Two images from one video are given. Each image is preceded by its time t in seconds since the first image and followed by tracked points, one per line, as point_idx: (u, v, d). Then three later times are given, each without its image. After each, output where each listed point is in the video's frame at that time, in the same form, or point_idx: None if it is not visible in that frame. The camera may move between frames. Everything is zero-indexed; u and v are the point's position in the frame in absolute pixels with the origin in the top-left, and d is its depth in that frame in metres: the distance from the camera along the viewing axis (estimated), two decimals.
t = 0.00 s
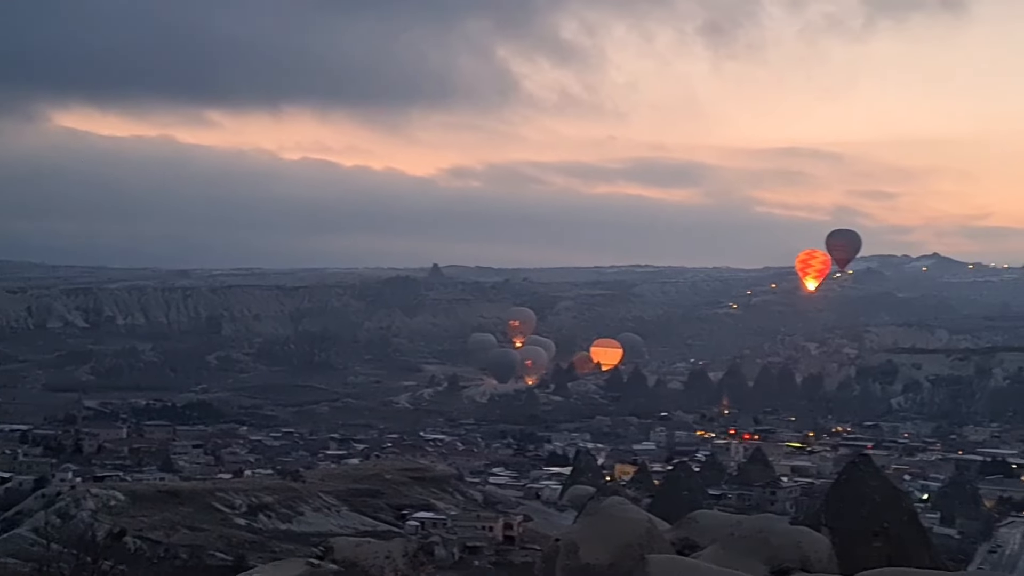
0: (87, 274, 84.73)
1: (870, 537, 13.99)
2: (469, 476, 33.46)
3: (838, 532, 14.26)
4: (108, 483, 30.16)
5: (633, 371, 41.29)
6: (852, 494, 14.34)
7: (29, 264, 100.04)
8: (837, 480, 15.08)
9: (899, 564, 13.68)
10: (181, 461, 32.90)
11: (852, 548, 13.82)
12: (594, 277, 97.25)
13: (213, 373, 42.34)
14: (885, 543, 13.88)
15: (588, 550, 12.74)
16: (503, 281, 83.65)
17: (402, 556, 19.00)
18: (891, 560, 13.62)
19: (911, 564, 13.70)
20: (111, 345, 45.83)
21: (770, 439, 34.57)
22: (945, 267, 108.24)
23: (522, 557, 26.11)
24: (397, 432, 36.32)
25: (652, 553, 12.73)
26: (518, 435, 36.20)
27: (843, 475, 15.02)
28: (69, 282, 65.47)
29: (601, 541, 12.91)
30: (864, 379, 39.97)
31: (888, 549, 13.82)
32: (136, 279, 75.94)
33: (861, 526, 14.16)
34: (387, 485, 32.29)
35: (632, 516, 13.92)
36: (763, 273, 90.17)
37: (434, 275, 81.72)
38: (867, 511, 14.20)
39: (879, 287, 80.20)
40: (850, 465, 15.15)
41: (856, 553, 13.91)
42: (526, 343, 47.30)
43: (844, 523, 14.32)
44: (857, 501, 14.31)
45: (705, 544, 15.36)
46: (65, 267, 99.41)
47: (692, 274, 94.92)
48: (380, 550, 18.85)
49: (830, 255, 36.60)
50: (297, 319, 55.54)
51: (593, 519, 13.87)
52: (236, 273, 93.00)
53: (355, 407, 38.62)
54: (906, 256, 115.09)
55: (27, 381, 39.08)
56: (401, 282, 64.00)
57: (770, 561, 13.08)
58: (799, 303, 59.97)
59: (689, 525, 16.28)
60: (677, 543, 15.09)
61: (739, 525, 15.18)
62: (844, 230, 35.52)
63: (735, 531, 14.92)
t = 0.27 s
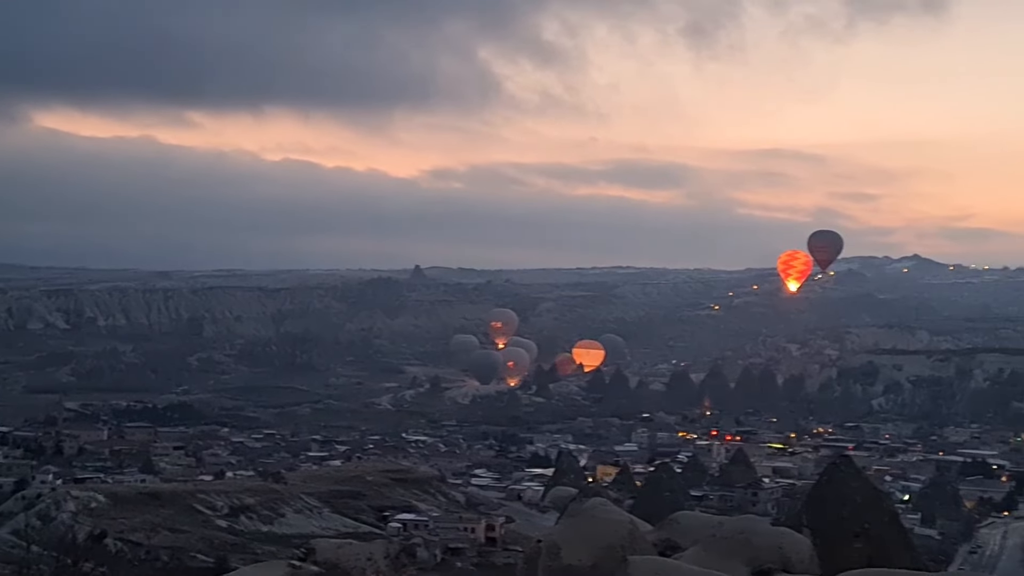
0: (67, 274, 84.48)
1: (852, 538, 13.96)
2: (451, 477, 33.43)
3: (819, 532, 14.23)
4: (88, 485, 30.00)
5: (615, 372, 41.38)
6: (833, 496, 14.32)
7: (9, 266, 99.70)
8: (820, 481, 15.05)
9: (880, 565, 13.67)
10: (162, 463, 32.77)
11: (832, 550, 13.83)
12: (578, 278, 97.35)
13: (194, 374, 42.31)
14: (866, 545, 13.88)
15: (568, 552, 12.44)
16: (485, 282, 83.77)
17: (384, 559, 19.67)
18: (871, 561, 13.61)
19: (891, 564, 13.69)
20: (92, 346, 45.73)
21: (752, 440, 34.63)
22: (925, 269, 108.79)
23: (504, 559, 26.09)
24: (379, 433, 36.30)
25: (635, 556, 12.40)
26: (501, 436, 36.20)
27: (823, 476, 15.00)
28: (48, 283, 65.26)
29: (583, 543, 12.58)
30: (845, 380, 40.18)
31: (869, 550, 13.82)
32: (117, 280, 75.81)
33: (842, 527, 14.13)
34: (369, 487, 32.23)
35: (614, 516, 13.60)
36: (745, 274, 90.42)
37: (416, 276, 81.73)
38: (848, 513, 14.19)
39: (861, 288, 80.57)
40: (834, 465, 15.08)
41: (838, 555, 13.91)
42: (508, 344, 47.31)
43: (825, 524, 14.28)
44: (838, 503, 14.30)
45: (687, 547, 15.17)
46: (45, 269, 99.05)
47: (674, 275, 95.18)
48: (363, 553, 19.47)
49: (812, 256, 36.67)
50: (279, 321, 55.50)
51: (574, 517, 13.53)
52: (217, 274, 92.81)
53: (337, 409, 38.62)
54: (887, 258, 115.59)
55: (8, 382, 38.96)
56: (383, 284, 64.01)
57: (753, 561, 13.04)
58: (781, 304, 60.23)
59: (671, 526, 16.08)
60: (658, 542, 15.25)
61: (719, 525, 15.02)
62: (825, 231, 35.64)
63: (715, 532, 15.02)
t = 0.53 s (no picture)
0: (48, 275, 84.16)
1: (833, 540, 13.83)
2: (434, 478, 33.39)
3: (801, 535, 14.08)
4: (70, 487, 29.89)
5: (597, 373, 41.49)
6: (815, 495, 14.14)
7: None
8: (802, 479, 14.85)
9: (862, 566, 13.53)
10: (144, 464, 32.66)
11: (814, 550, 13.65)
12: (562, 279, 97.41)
13: (176, 376, 42.30)
14: (848, 544, 13.71)
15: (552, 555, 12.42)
16: (468, 282, 83.82)
17: (366, 559, 19.90)
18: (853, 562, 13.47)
19: (874, 564, 13.54)
20: (73, 348, 45.62)
21: (735, 440, 34.67)
22: (908, 269, 109.30)
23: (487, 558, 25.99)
24: (361, 434, 36.27)
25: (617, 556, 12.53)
26: (483, 437, 36.17)
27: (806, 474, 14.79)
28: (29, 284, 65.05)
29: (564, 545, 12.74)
30: (827, 381, 40.44)
31: (851, 550, 13.67)
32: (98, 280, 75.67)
33: (825, 527, 13.98)
34: (351, 488, 32.19)
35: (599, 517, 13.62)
36: (729, 275, 90.69)
37: (399, 278, 81.74)
38: (830, 513, 14.01)
39: (843, 289, 80.93)
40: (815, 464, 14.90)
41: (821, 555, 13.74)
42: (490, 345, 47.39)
43: (807, 524, 14.14)
44: (821, 502, 14.10)
45: (669, 547, 15.42)
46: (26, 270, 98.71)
47: (657, 276, 95.40)
48: (344, 554, 19.57)
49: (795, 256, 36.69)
50: (261, 322, 55.46)
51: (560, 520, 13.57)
52: (199, 275, 92.66)
53: (319, 410, 38.64)
54: (870, 259, 116.09)
55: None
56: (366, 285, 64.06)
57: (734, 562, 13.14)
58: (763, 306, 60.51)
59: (655, 527, 16.24)
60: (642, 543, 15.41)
61: (703, 526, 15.02)
62: (807, 231, 35.72)
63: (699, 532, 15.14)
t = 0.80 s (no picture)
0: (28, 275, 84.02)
1: (816, 540, 13.85)
2: (417, 480, 33.32)
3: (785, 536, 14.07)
4: (51, 489, 29.76)
5: (580, 374, 41.66)
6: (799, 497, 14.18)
7: None
8: (786, 481, 14.88)
9: (846, 566, 13.56)
10: (127, 466, 32.53)
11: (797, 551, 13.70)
12: (546, 279, 97.61)
13: (159, 377, 42.30)
14: (831, 545, 13.76)
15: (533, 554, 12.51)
16: (452, 284, 83.97)
17: (350, 560, 19.95)
18: (836, 563, 13.51)
19: (856, 564, 13.58)
20: (55, 349, 45.54)
21: (718, 441, 34.72)
22: (890, 270, 109.86)
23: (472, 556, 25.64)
24: (344, 436, 36.23)
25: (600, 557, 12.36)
26: (467, 438, 36.14)
27: (789, 478, 14.84)
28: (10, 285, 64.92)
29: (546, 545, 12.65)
30: (811, 381, 41.01)
31: (834, 551, 13.68)
32: (80, 281, 75.58)
33: (808, 528, 13.99)
34: (334, 490, 32.00)
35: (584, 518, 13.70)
36: (713, 276, 91.07)
37: (382, 279, 81.83)
38: (813, 514, 14.05)
39: (826, 290, 81.34)
40: (799, 465, 14.98)
41: (805, 556, 13.78)
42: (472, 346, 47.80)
43: (790, 526, 14.17)
44: (804, 503, 14.14)
45: (652, 548, 15.12)
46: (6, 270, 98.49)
47: (640, 277, 95.71)
48: (328, 555, 19.65)
49: (778, 256, 36.72)
50: (244, 323, 55.48)
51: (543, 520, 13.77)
52: (182, 275, 92.62)
53: (301, 411, 38.66)
54: (853, 260, 116.71)
55: None
56: (349, 286, 64.19)
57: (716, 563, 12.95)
58: (746, 307, 60.79)
59: (637, 528, 15.88)
60: (624, 543, 15.28)
61: (684, 528, 15.01)
62: (790, 231, 35.77)
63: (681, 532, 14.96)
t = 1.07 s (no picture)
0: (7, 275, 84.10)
1: (796, 541, 13.83)
2: (400, 481, 32.33)
3: (767, 537, 14.07)
4: (32, 490, 29.55)
5: (562, 376, 42.02)
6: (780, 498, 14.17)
7: None
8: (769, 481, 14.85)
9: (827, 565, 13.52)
10: (108, 467, 32.29)
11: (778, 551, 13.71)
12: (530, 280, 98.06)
13: (141, 378, 42.38)
14: (811, 545, 13.74)
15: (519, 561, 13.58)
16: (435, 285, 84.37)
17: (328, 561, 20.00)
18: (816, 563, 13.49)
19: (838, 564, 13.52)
20: (36, 349, 45.54)
21: (700, 442, 34.72)
22: (874, 271, 110.23)
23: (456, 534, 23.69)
24: (326, 437, 36.18)
25: (581, 557, 13.78)
26: (449, 440, 36.11)
27: (772, 478, 14.82)
28: None
29: (527, 541, 14.10)
30: (793, 382, 42.37)
31: (814, 552, 13.64)
32: (61, 282, 75.71)
33: (789, 529, 13.99)
34: (317, 491, 30.61)
35: (567, 518, 15.00)
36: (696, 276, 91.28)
37: (365, 279, 81.93)
38: (795, 515, 14.04)
39: (808, 291, 81.92)
40: (780, 466, 14.96)
41: (786, 557, 13.78)
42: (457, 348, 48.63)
43: (772, 526, 14.18)
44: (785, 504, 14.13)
45: (633, 549, 15.04)
46: None
47: (624, 278, 95.92)
48: (306, 556, 19.74)
49: (760, 256, 36.79)
50: (226, 324, 55.61)
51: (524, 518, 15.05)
52: (164, 275, 92.82)
53: (283, 413, 38.72)
54: (837, 261, 117.08)
55: None
56: (332, 286, 64.27)
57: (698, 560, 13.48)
58: (728, 308, 61.20)
59: (620, 529, 15.78)
60: (605, 544, 15.18)
61: (667, 528, 15.10)
62: (771, 233, 35.80)
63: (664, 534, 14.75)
